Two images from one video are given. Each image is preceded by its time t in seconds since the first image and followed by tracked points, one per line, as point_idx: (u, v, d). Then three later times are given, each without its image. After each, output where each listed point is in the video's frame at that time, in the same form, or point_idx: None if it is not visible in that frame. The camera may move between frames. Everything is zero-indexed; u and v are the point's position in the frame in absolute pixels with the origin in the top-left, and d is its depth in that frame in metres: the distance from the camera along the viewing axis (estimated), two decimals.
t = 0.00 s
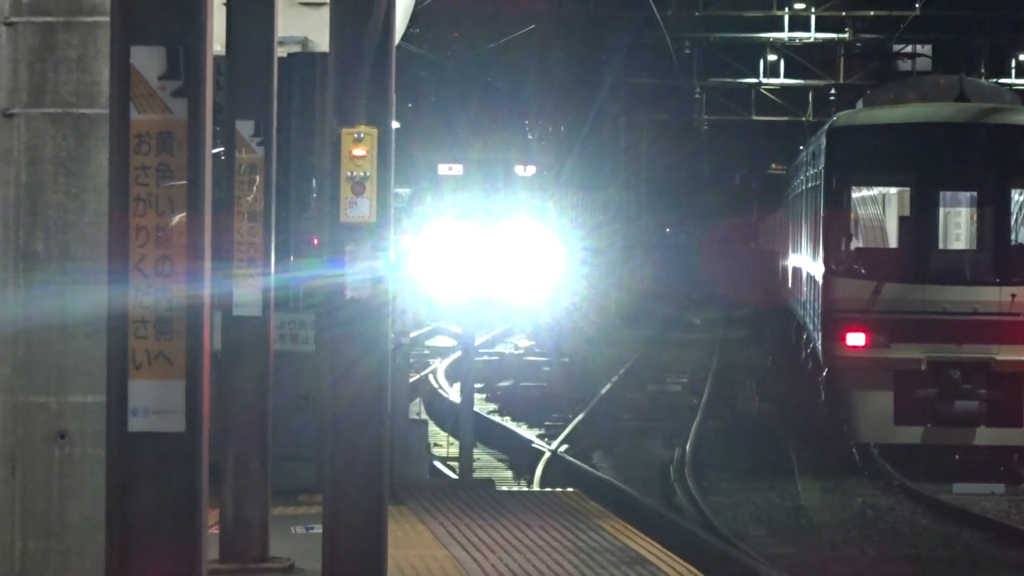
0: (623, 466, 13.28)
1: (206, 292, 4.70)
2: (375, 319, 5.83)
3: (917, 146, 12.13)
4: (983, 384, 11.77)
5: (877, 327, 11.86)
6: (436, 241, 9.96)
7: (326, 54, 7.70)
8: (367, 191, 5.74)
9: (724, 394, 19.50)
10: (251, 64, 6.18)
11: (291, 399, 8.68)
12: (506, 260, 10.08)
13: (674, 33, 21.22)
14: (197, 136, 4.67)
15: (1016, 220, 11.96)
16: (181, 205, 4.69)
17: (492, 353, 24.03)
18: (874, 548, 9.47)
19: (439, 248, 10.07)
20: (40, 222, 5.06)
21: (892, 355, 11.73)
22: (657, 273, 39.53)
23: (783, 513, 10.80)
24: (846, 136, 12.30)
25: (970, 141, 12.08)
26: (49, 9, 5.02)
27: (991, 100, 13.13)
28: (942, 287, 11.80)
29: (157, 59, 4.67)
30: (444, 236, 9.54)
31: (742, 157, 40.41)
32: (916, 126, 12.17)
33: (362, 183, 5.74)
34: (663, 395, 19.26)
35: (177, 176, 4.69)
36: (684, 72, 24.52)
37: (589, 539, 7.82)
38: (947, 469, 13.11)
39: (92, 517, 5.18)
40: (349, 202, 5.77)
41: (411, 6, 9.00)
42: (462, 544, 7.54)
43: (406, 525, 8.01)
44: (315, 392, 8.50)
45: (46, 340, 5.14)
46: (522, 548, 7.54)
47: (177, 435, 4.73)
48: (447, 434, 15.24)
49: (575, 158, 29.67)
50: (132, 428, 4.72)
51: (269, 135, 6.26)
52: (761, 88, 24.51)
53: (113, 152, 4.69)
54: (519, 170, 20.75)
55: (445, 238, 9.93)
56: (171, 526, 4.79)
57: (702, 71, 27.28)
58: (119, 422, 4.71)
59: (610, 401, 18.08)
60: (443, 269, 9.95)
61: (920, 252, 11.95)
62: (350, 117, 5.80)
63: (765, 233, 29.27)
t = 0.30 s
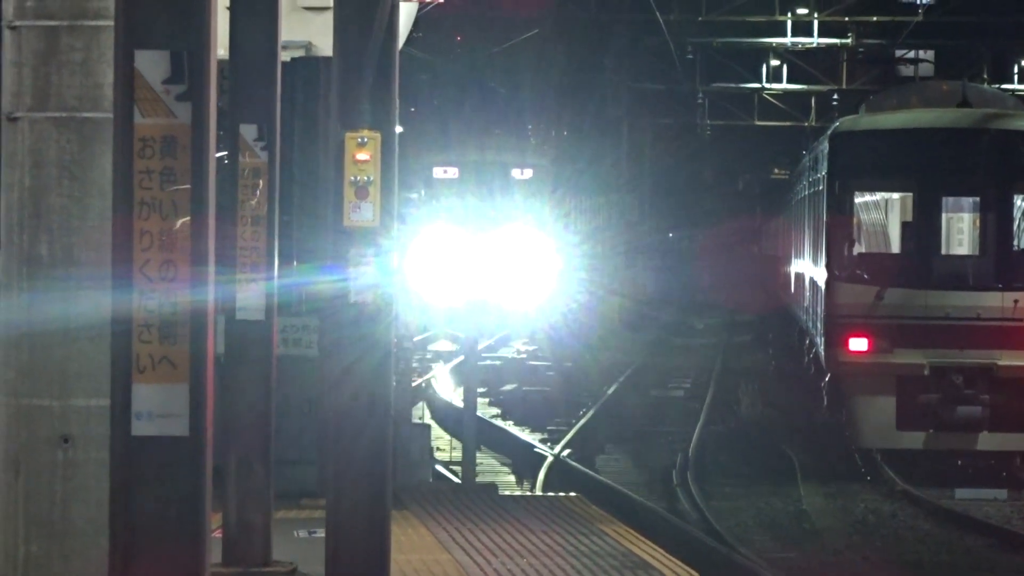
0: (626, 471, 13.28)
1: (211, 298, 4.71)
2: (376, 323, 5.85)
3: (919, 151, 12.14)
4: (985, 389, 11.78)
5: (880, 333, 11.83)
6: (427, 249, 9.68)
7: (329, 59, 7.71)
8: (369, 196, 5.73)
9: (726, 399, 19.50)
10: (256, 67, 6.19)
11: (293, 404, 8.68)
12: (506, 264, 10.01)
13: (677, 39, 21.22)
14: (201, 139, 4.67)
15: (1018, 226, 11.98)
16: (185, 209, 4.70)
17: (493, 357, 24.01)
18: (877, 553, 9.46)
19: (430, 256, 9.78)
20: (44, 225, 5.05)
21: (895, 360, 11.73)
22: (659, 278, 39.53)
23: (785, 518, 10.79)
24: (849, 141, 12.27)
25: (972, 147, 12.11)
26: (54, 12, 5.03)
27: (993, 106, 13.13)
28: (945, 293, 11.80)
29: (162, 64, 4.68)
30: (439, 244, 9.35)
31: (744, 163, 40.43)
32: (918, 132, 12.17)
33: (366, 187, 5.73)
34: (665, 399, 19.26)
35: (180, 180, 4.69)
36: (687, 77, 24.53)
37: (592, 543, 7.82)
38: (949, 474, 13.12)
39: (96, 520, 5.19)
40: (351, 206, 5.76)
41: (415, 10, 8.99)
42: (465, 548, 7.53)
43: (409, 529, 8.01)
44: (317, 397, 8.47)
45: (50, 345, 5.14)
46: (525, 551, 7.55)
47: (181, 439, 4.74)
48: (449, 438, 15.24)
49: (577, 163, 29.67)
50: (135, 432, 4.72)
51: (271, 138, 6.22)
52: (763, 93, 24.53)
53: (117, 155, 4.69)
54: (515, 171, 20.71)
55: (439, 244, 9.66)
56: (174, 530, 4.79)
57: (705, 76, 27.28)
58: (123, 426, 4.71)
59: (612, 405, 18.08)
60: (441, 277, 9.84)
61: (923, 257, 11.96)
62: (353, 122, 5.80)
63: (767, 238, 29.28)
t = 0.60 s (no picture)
0: (628, 472, 13.28)
1: (213, 301, 4.69)
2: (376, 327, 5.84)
3: (921, 152, 12.14)
4: (987, 390, 11.79)
5: (882, 333, 11.82)
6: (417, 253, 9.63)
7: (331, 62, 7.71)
8: (371, 197, 5.69)
9: (729, 400, 19.51)
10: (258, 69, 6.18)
11: (295, 406, 8.67)
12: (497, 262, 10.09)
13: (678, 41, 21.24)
14: (204, 143, 4.67)
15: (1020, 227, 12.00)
16: (188, 212, 4.69)
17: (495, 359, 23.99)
18: (879, 554, 9.46)
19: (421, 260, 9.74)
20: (47, 228, 5.06)
21: (897, 361, 11.72)
22: (661, 280, 39.53)
23: (787, 519, 10.80)
24: (851, 142, 12.26)
25: (974, 147, 12.11)
26: (56, 16, 5.03)
27: (995, 106, 13.13)
28: (946, 294, 11.79)
29: (165, 67, 4.68)
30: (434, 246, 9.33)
31: (746, 165, 40.42)
32: (920, 132, 12.17)
33: (367, 188, 5.70)
34: (667, 401, 19.27)
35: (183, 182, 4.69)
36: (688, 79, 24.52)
37: (594, 545, 7.83)
38: (951, 475, 13.13)
39: (101, 522, 5.20)
40: (353, 208, 5.71)
41: (417, 14, 8.99)
42: (468, 550, 7.53)
43: (411, 531, 8.01)
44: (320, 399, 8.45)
45: (52, 348, 5.13)
46: (528, 553, 7.55)
47: (184, 442, 4.74)
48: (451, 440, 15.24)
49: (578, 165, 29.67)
50: (138, 435, 4.73)
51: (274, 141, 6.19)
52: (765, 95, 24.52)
53: (120, 158, 4.69)
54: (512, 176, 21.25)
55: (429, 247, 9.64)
56: (177, 533, 4.79)
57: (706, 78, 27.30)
58: (125, 429, 4.71)
59: (614, 407, 18.08)
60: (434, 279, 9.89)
61: (925, 258, 11.96)
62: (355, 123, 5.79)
63: (769, 240, 29.28)
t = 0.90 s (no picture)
0: (631, 474, 13.27)
1: (217, 305, 4.72)
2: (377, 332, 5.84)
3: (924, 154, 12.16)
4: (990, 391, 11.82)
5: (886, 335, 11.82)
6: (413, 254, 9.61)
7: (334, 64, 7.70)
8: (375, 200, 5.78)
9: (732, 402, 19.50)
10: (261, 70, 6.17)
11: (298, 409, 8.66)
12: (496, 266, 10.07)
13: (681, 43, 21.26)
14: (208, 147, 4.68)
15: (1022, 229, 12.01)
16: (192, 215, 4.72)
17: (498, 362, 23.93)
18: (882, 556, 9.46)
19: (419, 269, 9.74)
20: (51, 231, 5.06)
21: (900, 363, 11.73)
22: (664, 282, 39.49)
23: (790, 521, 10.79)
24: (855, 143, 12.27)
25: (976, 148, 12.13)
26: (60, 18, 5.03)
27: (998, 108, 13.13)
28: (950, 295, 11.79)
29: (168, 69, 4.68)
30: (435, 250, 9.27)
31: (748, 166, 40.39)
32: (921, 134, 12.20)
33: (372, 191, 5.79)
34: (671, 403, 19.25)
35: (187, 186, 4.71)
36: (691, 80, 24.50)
37: (598, 547, 7.83)
38: (954, 476, 13.13)
39: (105, 524, 5.21)
40: (357, 210, 5.80)
41: (419, 17, 9.02)
42: (471, 552, 7.53)
43: (416, 533, 8.02)
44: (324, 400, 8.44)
45: (57, 350, 5.13)
46: (532, 555, 7.55)
47: (188, 444, 4.75)
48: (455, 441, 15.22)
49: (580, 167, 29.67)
50: (142, 438, 4.74)
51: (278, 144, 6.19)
52: (767, 95, 24.50)
53: (125, 161, 4.70)
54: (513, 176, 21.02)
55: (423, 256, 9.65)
56: (182, 536, 4.79)
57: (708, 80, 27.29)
58: (131, 432, 4.72)
59: (618, 409, 18.07)
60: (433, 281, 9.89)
61: (927, 260, 11.95)
62: (359, 125, 5.82)
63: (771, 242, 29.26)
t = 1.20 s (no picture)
0: (638, 474, 13.26)
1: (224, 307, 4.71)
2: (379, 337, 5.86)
3: (930, 153, 12.14)
4: (997, 391, 11.78)
5: (893, 335, 11.81)
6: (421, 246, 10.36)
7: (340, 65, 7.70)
8: (382, 201, 5.73)
9: (738, 402, 19.47)
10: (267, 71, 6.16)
11: (305, 409, 8.66)
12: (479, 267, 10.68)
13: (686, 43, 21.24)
14: (215, 147, 4.68)
15: None
16: (200, 216, 4.70)
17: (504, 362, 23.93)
18: (889, 555, 9.45)
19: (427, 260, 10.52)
20: (58, 232, 5.07)
21: (906, 363, 11.71)
22: (670, 282, 39.45)
23: (796, 520, 10.79)
24: (861, 143, 12.27)
25: (983, 147, 12.12)
26: (66, 20, 5.03)
27: (1005, 107, 13.10)
28: (957, 295, 11.77)
29: (175, 70, 4.69)
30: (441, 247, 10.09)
31: (754, 166, 40.38)
32: (927, 133, 12.18)
33: (378, 192, 5.75)
34: (677, 403, 19.21)
35: (195, 187, 4.70)
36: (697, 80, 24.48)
37: (605, 547, 7.81)
38: (961, 475, 13.12)
39: (112, 526, 5.21)
40: (364, 211, 5.74)
41: (426, 19, 9.03)
42: (479, 554, 7.52)
43: (423, 534, 8.01)
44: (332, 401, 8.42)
45: (65, 353, 5.13)
46: (539, 556, 7.55)
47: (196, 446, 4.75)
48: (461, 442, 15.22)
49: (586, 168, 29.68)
50: (150, 439, 4.74)
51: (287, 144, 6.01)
52: (773, 95, 24.47)
53: (131, 161, 4.70)
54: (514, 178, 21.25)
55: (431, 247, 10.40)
56: (190, 537, 4.80)
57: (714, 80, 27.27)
58: (139, 433, 4.73)
59: (624, 409, 18.05)
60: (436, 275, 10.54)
61: (934, 260, 11.93)
62: (365, 126, 5.81)
63: (778, 241, 29.22)
